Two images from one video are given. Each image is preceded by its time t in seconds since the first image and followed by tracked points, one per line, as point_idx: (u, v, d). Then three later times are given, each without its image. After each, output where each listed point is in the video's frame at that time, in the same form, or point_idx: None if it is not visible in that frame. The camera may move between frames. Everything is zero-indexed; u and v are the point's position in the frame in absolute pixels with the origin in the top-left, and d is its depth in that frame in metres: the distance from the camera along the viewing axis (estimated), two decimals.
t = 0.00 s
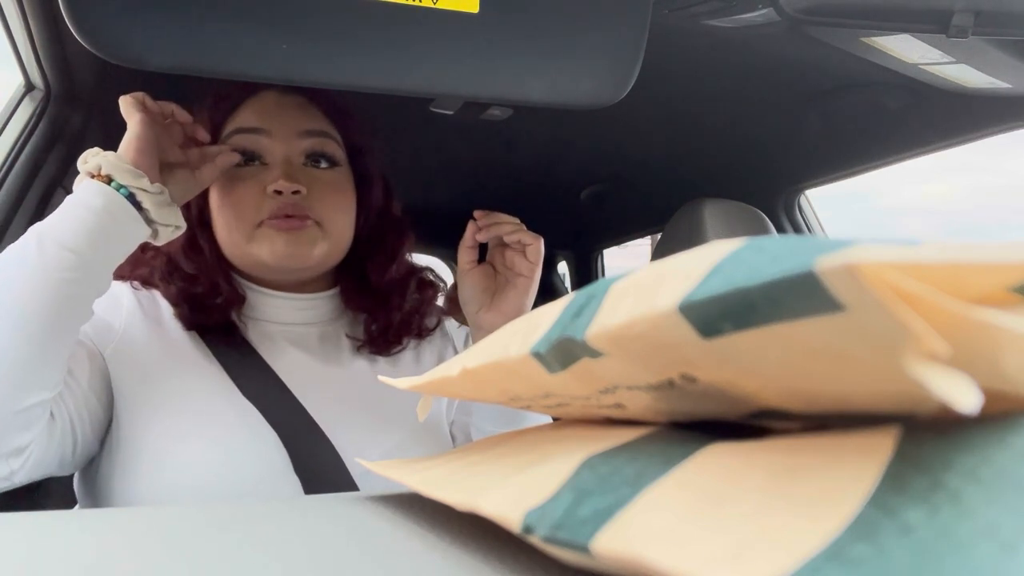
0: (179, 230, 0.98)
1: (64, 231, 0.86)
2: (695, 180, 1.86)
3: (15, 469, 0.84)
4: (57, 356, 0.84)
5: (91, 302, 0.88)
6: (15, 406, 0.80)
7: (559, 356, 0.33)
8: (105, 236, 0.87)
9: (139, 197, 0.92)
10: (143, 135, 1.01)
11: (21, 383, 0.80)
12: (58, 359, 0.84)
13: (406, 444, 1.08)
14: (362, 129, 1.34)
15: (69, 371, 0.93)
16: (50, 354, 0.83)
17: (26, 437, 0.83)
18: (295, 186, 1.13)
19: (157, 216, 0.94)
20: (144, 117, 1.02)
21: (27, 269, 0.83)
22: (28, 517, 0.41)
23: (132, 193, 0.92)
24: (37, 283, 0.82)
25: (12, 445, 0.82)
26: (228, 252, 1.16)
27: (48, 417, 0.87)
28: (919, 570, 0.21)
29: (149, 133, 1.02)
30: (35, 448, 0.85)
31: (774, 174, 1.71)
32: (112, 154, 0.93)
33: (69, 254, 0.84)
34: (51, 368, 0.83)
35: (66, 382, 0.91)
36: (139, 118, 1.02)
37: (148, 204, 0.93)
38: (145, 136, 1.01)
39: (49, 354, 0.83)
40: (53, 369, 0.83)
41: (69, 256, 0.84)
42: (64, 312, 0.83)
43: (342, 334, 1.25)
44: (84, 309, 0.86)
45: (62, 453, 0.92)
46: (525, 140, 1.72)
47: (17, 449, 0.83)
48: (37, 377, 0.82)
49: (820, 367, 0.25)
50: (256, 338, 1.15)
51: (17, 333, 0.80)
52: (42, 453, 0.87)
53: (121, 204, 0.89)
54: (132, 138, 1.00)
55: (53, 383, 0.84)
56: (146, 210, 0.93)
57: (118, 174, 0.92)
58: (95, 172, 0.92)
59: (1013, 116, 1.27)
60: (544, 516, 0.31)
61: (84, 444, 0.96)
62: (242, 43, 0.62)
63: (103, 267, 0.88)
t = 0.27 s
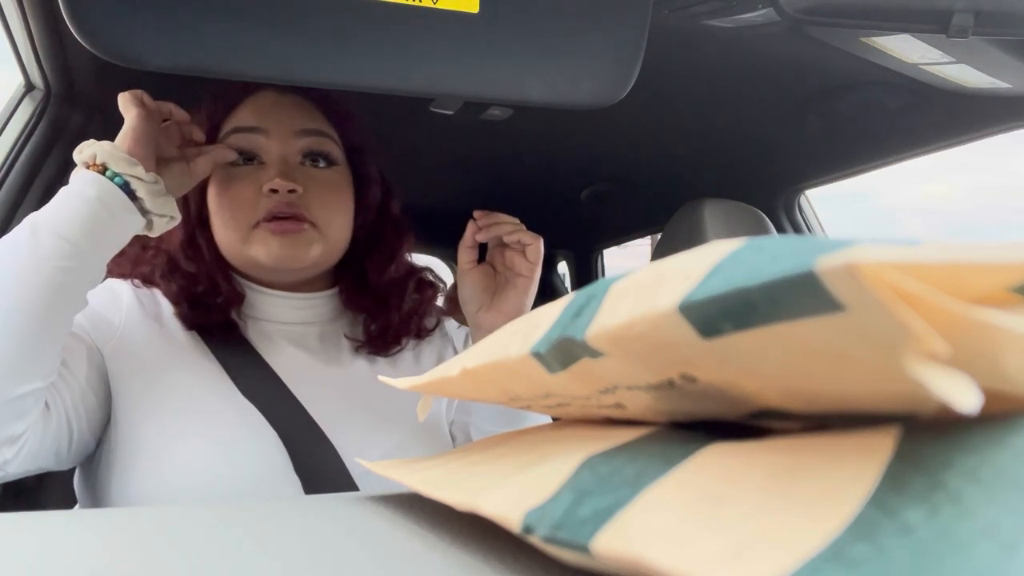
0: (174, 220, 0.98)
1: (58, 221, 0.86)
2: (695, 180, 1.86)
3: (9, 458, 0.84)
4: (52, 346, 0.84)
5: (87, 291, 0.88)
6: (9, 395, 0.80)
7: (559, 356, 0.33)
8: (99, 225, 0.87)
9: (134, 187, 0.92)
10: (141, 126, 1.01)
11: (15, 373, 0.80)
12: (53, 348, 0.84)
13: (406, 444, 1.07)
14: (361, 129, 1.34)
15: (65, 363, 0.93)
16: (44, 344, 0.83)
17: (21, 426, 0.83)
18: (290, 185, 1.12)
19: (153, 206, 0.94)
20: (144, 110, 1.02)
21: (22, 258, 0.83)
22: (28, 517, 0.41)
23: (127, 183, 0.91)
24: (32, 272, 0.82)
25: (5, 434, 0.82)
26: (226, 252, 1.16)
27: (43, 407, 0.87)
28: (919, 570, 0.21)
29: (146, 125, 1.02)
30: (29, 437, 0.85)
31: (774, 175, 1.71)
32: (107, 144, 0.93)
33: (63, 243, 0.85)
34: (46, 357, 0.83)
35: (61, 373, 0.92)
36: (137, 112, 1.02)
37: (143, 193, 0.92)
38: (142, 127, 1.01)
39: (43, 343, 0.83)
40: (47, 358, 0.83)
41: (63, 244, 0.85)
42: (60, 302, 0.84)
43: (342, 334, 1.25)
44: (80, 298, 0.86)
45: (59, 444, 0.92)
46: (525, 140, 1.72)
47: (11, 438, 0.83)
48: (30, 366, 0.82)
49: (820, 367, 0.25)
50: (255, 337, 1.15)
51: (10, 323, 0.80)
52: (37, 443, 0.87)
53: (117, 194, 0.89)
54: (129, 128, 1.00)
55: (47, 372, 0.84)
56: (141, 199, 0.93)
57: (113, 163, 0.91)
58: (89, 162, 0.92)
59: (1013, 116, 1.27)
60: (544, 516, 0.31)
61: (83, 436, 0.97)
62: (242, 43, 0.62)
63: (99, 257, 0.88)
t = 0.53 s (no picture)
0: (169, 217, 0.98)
1: (53, 219, 0.86)
2: (695, 180, 1.86)
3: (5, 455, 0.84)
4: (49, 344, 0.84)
5: (85, 289, 0.88)
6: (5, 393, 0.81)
7: (558, 356, 0.33)
8: (94, 222, 0.87)
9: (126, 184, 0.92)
10: (136, 125, 1.01)
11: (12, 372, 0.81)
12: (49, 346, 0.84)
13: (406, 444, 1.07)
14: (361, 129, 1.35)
15: (63, 361, 0.93)
16: (41, 342, 0.83)
17: (17, 424, 0.83)
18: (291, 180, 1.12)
19: (146, 204, 0.94)
20: (140, 109, 1.02)
21: (17, 257, 0.83)
22: (28, 517, 0.41)
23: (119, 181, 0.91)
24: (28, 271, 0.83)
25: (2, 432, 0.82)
26: (226, 249, 1.16)
27: (40, 406, 0.87)
28: (920, 569, 0.21)
29: (142, 125, 1.02)
30: (25, 435, 0.85)
31: (774, 175, 1.71)
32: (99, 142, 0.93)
33: (58, 242, 0.85)
34: (43, 355, 0.83)
35: (59, 371, 0.92)
36: (134, 111, 1.01)
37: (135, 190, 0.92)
38: (137, 127, 1.01)
39: (40, 341, 0.83)
40: (44, 356, 0.84)
41: (58, 243, 0.85)
42: (56, 300, 0.84)
43: (342, 332, 1.25)
44: (76, 296, 0.87)
45: (58, 442, 0.92)
46: (525, 140, 1.72)
47: (7, 436, 0.83)
48: (26, 365, 0.82)
49: (820, 367, 0.25)
50: (255, 335, 1.15)
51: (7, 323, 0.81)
52: (35, 441, 0.87)
53: (110, 192, 0.89)
54: (124, 127, 1.00)
55: (43, 371, 0.84)
56: (134, 197, 0.92)
57: (105, 161, 0.92)
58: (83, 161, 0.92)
59: (1013, 116, 1.27)
60: (544, 516, 0.31)
61: (82, 433, 0.97)
62: (242, 43, 0.62)
63: (94, 257, 0.88)
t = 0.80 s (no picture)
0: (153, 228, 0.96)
1: (40, 252, 0.85)
2: (695, 180, 1.86)
3: (18, 495, 0.83)
4: (49, 379, 0.84)
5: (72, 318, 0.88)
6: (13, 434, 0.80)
7: (558, 356, 0.33)
8: (82, 255, 0.87)
9: (102, 206, 0.90)
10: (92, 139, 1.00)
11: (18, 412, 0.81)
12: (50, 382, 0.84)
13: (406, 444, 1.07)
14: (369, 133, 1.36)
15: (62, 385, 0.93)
16: (41, 379, 0.83)
17: (27, 462, 0.83)
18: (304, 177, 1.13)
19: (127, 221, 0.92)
20: (91, 122, 1.01)
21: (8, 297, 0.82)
22: (27, 518, 0.41)
23: (94, 205, 0.90)
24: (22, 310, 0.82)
25: (12, 472, 0.81)
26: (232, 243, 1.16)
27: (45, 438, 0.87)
28: (919, 569, 0.21)
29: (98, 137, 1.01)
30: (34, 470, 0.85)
31: (774, 174, 1.71)
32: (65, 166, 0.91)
33: (48, 277, 0.84)
34: (45, 390, 0.84)
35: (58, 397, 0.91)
36: (88, 124, 1.01)
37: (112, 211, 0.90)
38: (93, 140, 1.00)
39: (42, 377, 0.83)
40: (46, 391, 0.84)
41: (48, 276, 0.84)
42: (51, 337, 0.84)
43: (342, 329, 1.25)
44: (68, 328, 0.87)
45: (62, 468, 0.92)
46: (525, 140, 1.72)
47: (19, 475, 0.83)
48: (32, 404, 0.82)
49: (820, 367, 0.25)
50: (256, 334, 1.15)
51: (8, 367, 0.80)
52: (43, 471, 0.87)
53: (82, 217, 0.88)
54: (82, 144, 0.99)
55: (45, 407, 0.84)
56: (112, 216, 0.91)
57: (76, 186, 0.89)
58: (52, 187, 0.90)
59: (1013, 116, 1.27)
60: (544, 516, 0.31)
61: (84, 453, 0.96)
62: (242, 44, 0.62)
63: (81, 280, 0.88)
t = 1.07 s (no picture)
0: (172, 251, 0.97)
1: (56, 272, 0.86)
2: (694, 180, 1.86)
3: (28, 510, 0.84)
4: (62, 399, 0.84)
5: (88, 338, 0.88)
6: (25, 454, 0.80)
7: (558, 355, 0.33)
8: (99, 275, 0.88)
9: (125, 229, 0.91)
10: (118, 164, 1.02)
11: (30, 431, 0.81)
12: (63, 401, 0.84)
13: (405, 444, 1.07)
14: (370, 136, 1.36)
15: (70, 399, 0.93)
16: (53, 399, 0.83)
17: (37, 479, 0.83)
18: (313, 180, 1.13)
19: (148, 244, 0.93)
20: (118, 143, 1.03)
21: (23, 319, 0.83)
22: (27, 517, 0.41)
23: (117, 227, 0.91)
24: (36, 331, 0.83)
25: (22, 490, 0.82)
26: (237, 241, 1.16)
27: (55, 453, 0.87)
28: (919, 569, 0.21)
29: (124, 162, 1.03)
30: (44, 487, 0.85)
31: (774, 174, 1.71)
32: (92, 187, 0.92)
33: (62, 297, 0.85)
34: (57, 410, 0.84)
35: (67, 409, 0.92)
36: (113, 145, 1.02)
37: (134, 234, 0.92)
38: (119, 166, 1.02)
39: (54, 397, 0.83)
40: (59, 411, 0.84)
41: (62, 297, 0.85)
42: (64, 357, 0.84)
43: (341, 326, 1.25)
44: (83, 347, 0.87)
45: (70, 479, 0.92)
46: (525, 140, 1.72)
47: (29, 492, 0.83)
48: (45, 424, 0.82)
49: (820, 366, 0.25)
50: (256, 334, 1.15)
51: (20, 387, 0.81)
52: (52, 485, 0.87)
53: (108, 239, 0.89)
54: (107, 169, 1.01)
55: (59, 426, 0.84)
56: (134, 238, 0.92)
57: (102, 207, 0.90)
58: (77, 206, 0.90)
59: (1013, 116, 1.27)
60: (544, 515, 0.31)
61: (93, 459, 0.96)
62: (242, 44, 0.62)
63: (99, 298, 0.88)
